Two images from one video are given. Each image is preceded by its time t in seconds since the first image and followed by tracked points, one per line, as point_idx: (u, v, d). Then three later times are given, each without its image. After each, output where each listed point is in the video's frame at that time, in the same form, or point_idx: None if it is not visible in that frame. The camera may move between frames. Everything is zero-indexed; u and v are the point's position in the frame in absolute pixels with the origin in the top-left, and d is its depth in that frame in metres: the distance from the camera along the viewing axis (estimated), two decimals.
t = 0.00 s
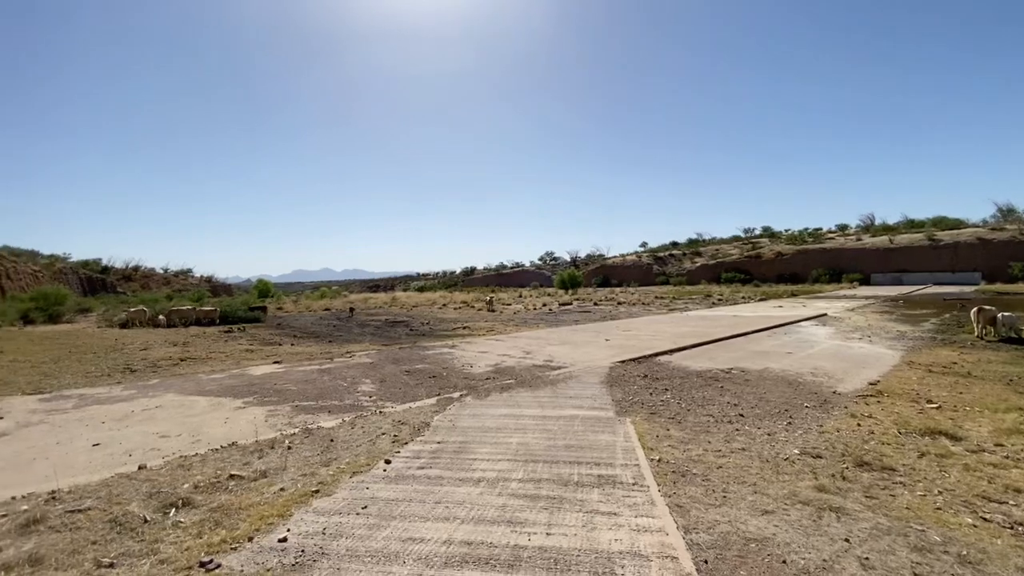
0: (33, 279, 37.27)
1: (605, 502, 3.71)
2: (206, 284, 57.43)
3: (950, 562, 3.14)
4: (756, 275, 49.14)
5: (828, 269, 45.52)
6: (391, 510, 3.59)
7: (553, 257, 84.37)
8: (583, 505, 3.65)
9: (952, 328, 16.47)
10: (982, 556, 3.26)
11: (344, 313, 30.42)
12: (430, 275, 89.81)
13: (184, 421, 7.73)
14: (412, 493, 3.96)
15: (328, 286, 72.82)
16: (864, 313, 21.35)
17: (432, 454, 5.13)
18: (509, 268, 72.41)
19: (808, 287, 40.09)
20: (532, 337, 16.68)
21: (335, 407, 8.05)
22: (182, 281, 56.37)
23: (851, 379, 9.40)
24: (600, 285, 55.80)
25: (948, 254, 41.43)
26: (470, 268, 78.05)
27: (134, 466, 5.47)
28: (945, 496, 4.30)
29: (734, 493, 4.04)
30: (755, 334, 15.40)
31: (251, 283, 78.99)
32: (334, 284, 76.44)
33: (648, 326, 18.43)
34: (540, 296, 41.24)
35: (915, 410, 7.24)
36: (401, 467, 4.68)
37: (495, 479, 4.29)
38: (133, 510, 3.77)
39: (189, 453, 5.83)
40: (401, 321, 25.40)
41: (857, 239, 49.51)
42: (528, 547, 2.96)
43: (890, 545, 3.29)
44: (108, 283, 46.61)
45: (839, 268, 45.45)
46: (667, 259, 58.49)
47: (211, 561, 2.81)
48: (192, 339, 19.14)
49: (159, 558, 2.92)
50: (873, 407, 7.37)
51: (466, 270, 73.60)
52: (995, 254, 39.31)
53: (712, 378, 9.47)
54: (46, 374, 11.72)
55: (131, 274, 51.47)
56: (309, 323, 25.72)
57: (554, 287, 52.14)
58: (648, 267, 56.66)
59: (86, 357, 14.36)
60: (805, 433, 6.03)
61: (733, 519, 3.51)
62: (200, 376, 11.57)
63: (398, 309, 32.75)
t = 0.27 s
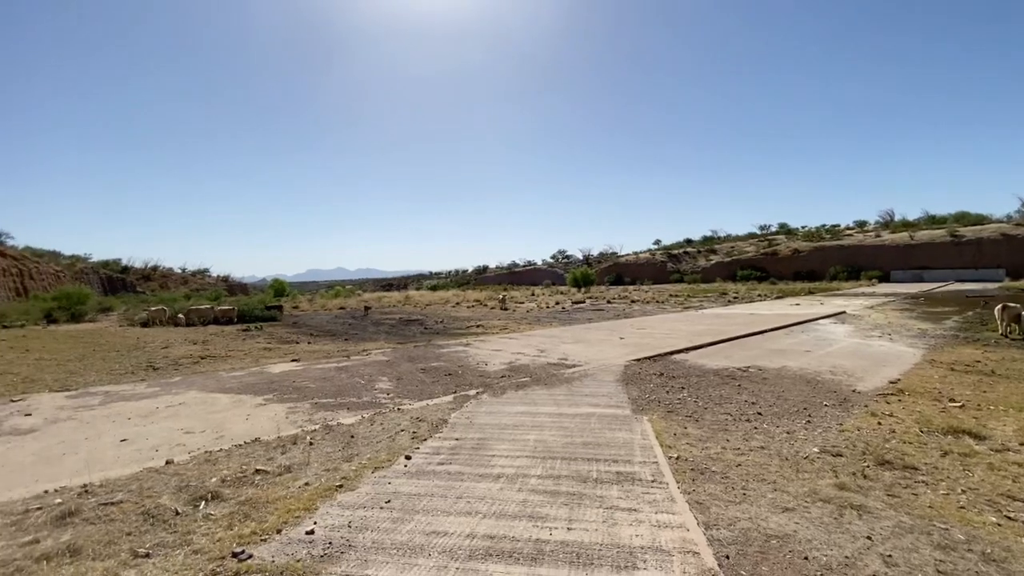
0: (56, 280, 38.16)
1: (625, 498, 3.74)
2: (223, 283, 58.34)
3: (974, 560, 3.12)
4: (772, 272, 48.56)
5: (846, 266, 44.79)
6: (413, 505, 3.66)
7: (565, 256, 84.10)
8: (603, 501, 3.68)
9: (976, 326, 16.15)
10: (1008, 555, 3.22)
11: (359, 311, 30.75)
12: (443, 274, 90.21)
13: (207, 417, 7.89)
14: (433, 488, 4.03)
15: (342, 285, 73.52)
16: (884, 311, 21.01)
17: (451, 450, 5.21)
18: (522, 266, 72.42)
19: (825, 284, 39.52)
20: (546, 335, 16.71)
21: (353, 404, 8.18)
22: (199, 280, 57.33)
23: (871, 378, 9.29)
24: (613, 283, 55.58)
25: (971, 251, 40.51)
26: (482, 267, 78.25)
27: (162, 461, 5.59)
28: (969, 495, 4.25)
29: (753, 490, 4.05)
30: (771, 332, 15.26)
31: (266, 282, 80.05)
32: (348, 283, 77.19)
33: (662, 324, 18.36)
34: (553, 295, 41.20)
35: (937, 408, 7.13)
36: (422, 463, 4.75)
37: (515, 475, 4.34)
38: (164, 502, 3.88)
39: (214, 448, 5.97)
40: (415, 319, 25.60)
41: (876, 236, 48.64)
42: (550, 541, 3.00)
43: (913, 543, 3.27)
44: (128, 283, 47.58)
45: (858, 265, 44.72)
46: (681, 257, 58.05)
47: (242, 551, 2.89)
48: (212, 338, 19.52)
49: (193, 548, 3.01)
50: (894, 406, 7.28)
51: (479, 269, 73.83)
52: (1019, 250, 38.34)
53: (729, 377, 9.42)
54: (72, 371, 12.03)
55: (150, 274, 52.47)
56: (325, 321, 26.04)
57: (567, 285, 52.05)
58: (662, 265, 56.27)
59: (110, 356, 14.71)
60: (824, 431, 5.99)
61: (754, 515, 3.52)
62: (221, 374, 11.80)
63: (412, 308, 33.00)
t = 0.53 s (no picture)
0: (76, 280, 39.01)
1: (640, 494, 3.79)
2: (238, 283, 59.17)
3: (990, 557, 3.12)
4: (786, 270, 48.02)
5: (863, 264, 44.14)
6: (431, 498, 3.75)
7: (577, 255, 83.95)
8: (618, 497, 3.73)
9: (996, 324, 15.86)
10: None
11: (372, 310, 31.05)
12: (454, 273, 90.55)
13: (227, 414, 8.06)
14: (450, 482, 4.11)
15: (355, 284, 74.17)
16: (901, 309, 20.73)
17: (466, 446, 5.29)
18: (533, 265, 72.42)
19: (841, 282, 38.99)
20: (558, 334, 16.76)
21: (370, 401, 8.31)
22: (215, 280, 58.22)
23: (888, 376, 9.20)
24: (625, 281, 55.35)
25: (993, 247, 39.68)
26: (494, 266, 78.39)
27: (186, 455, 5.71)
28: (987, 493, 4.22)
29: (768, 487, 4.07)
30: (786, 330, 15.14)
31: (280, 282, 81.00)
32: (360, 282, 77.85)
33: (675, 323, 18.30)
34: (565, 293, 41.17)
35: (955, 407, 7.06)
36: (438, 458, 4.84)
37: (530, 471, 4.41)
38: (191, 494, 4.01)
39: (235, 443, 6.12)
40: (427, 318, 25.79)
41: (894, 232, 47.85)
42: (567, 534, 3.07)
43: (929, 539, 3.27)
44: (146, 282, 48.48)
45: (875, 262, 44.05)
46: (694, 255, 57.63)
47: (269, 542, 2.98)
48: (229, 336, 19.87)
49: (221, 538, 3.11)
50: (911, 405, 7.22)
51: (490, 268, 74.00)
52: None
53: (743, 375, 9.40)
54: (96, 369, 12.32)
55: (167, 274, 53.41)
56: (339, 320, 26.35)
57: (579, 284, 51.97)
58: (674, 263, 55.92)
59: (131, 354, 15.04)
60: (839, 430, 5.97)
61: (768, 512, 3.54)
62: (239, 372, 12.04)
63: (424, 306, 33.22)
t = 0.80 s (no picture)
0: (94, 280, 39.74)
1: (653, 493, 3.83)
2: (251, 283, 59.90)
3: (1005, 557, 3.12)
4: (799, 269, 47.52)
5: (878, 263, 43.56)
6: (447, 495, 3.82)
7: (587, 255, 83.77)
8: (632, 496, 3.77)
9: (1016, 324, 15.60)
10: None
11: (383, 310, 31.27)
12: (464, 273, 90.80)
13: (245, 412, 8.21)
14: (465, 480, 4.19)
15: (366, 284, 74.67)
16: (917, 309, 20.45)
17: (480, 444, 5.36)
18: (544, 265, 72.41)
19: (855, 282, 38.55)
20: (569, 334, 16.78)
21: (383, 400, 8.42)
22: (229, 280, 58.96)
23: (903, 377, 9.11)
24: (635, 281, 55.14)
25: (1012, 246, 38.95)
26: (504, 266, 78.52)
27: (207, 452, 5.84)
28: (1003, 494, 4.20)
29: (782, 487, 4.08)
30: (799, 330, 15.02)
31: (292, 282, 81.84)
32: (371, 282, 78.36)
33: (687, 323, 18.24)
34: (575, 293, 41.15)
35: (972, 408, 6.99)
36: (453, 457, 4.92)
37: (544, 469, 4.47)
38: (215, 490, 4.12)
39: (254, 441, 6.24)
40: (438, 318, 25.93)
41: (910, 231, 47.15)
42: (582, 532, 3.12)
43: (943, 539, 3.28)
44: (161, 282, 49.24)
45: (890, 261, 43.45)
46: (706, 254, 57.25)
47: (292, 536, 3.07)
48: (244, 336, 20.16)
49: (246, 532, 3.21)
50: (927, 405, 7.16)
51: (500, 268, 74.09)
52: None
53: (756, 375, 9.37)
54: (116, 368, 12.58)
55: (182, 274, 54.19)
56: (351, 320, 26.59)
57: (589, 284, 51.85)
58: (686, 262, 55.58)
59: (149, 353, 15.33)
60: (853, 430, 5.94)
61: (782, 511, 3.56)
62: (254, 371, 12.22)
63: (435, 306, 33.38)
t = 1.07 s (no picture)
0: (107, 281, 40.30)
1: (667, 493, 3.86)
2: (260, 284, 60.45)
3: (1020, 557, 3.12)
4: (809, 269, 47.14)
5: (889, 262, 43.12)
6: (462, 495, 3.87)
7: (594, 255, 83.62)
8: (645, 496, 3.80)
9: None
10: None
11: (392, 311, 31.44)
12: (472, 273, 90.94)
13: (259, 412, 8.32)
14: (480, 480, 4.24)
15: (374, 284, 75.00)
16: (930, 309, 20.25)
17: (493, 444, 5.41)
18: (551, 265, 72.36)
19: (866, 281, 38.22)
20: (578, 334, 16.79)
21: (395, 400, 8.50)
22: (238, 281, 59.49)
23: (916, 377, 9.05)
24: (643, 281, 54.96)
25: None
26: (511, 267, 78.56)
27: (224, 451, 5.94)
28: (1019, 495, 4.18)
29: (795, 488, 4.10)
30: (810, 330, 14.93)
31: (301, 282, 82.45)
32: (379, 282, 78.69)
33: (696, 323, 18.19)
34: (583, 293, 41.11)
35: (987, 409, 6.93)
36: (466, 456, 4.97)
37: (557, 469, 4.51)
38: (235, 488, 4.20)
39: (269, 441, 6.33)
40: (447, 318, 26.03)
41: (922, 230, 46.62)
42: (597, 531, 3.16)
43: (958, 539, 3.28)
44: (172, 283, 49.83)
45: (902, 260, 42.99)
46: (714, 254, 56.95)
47: (313, 534, 3.13)
48: (255, 336, 20.36)
49: (267, 529, 3.28)
50: (941, 406, 7.11)
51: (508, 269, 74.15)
52: None
53: (766, 376, 9.34)
54: (131, 368, 12.78)
55: (192, 274, 54.78)
56: (360, 320, 26.76)
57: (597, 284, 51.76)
58: (694, 262, 55.30)
59: (163, 353, 15.55)
60: (865, 431, 5.93)
61: (795, 511, 3.58)
62: (267, 371, 12.36)
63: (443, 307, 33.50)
